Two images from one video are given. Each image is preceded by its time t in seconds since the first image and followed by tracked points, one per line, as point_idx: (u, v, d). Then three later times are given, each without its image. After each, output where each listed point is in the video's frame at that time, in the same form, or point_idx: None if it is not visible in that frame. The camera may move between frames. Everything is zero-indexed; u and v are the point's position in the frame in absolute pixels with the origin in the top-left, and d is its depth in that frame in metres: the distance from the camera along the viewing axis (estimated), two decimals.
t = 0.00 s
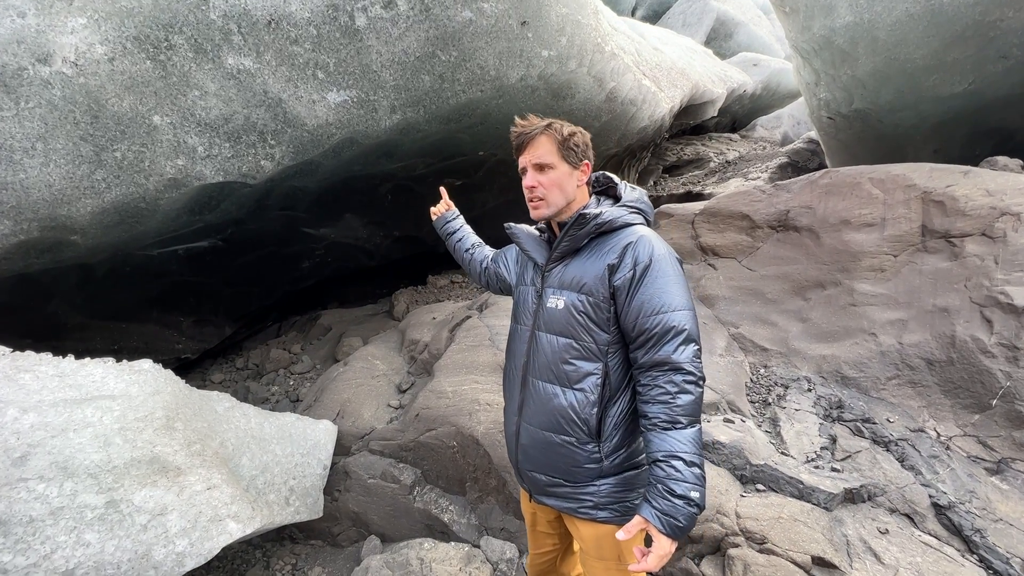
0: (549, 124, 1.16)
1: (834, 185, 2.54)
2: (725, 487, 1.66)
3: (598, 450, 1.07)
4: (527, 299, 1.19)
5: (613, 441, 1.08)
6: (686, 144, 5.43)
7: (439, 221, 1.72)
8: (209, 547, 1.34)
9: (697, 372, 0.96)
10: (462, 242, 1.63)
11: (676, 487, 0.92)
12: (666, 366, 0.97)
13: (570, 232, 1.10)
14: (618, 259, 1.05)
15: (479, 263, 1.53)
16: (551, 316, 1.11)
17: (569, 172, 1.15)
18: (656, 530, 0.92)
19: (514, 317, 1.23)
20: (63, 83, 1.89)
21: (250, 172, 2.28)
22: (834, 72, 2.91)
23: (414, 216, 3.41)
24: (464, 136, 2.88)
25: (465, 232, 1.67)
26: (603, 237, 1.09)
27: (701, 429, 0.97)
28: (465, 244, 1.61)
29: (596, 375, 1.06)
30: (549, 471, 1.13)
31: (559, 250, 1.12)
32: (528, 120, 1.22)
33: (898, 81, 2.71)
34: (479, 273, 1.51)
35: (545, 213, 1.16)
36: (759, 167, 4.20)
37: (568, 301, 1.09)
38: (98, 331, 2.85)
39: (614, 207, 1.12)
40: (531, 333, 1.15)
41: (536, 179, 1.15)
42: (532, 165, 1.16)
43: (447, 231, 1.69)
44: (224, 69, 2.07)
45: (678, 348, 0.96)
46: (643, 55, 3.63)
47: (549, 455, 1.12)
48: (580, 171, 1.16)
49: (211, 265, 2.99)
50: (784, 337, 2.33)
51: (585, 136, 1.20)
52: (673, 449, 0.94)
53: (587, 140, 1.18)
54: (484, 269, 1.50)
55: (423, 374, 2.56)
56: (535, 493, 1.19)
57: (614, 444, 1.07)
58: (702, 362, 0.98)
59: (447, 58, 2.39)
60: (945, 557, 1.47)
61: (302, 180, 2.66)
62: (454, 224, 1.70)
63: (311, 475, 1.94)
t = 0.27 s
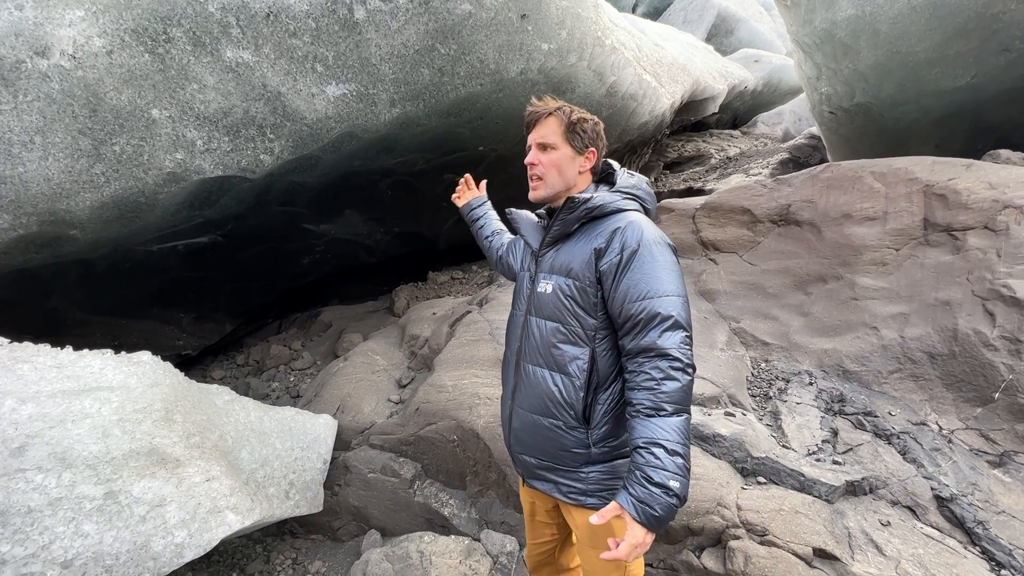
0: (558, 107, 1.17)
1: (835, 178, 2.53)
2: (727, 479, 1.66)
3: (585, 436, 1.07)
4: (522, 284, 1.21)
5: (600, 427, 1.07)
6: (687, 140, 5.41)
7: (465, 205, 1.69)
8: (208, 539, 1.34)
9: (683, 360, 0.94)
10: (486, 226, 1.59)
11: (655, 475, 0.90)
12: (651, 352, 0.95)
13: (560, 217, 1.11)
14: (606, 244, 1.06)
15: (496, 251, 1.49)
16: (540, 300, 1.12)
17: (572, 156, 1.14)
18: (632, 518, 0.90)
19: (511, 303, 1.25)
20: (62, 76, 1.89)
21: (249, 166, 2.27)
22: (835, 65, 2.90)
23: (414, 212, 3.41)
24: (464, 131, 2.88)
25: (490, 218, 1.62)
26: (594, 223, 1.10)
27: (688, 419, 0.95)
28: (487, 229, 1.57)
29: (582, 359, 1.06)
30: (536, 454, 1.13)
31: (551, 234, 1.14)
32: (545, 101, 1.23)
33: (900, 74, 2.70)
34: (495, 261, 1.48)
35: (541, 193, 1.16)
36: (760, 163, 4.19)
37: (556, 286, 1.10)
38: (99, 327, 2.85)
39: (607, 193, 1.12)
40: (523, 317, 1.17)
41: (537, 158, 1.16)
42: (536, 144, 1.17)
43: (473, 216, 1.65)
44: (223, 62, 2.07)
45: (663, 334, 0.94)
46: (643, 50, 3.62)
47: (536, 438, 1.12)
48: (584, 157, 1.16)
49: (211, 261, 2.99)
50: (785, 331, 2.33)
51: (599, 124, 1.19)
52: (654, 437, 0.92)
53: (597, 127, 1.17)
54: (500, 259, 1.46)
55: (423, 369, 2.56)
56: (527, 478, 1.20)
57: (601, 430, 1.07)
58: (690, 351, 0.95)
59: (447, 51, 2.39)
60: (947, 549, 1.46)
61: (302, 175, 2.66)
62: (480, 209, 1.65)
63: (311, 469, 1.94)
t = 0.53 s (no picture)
0: (566, 94, 1.17)
1: (837, 173, 2.52)
2: (728, 475, 1.64)
3: (570, 425, 1.08)
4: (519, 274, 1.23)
5: (588, 418, 1.07)
6: (689, 137, 5.39)
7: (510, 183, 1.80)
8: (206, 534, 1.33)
9: (669, 351, 0.91)
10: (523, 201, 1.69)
11: (634, 469, 0.88)
12: (635, 342, 0.94)
13: (552, 206, 1.13)
14: (594, 233, 1.06)
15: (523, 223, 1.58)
16: (532, 290, 1.13)
17: (576, 144, 1.15)
18: (611, 513, 0.88)
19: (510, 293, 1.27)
20: (59, 71, 1.88)
21: (248, 162, 2.27)
22: (837, 60, 2.88)
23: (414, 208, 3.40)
24: (464, 126, 2.87)
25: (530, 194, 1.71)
26: (586, 212, 1.11)
27: (676, 414, 0.92)
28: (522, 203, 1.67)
29: (568, 349, 1.06)
30: (527, 443, 1.15)
31: (544, 224, 1.16)
32: (556, 88, 1.23)
33: (903, 68, 2.68)
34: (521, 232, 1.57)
35: (542, 178, 1.18)
36: (762, 159, 4.18)
37: (546, 275, 1.11)
38: (99, 324, 2.84)
39: (602, 181, 1.12)
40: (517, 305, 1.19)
41: (540, 144, 1.18)
42: (541, 130, 1.18)
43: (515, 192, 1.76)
44: (221, 57, 2.06)
45: (646, 324, 0.93)
46: (644, 45, 3.61)
47: (527, 427, 1.13)
48: (589, 146, 1.16)
49: (211, 258, 2.98)
50: (787, 327, 2.31)
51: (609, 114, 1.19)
52: (638, 430, 0.90)
53: (604, 116, 1.17)
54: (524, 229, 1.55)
55: (424, 365, 2.55)
56: (521, 465, 1.23)
57: (586, 421, 1.07)
58: (677, 342, 0.93)
59: (446, 45, 2.39)
60: (951, 544, 1.45)
61: (302, 171, 2.65)
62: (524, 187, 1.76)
63: (310, 465, 1.93)
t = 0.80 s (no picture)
0: (573, 87, 1.15)
1: (840, 170, 2.50)
2: (731, 473, 1.63)
3: (569, 422, 1.08)
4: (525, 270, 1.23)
5: (586, 416, 1.06)
6: (691, 134, 5.37)
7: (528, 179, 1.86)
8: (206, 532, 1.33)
9: (669, 351, 0.90)
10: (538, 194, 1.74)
11: (628, 469, 0.86)
12: (635, 341, 0.92)
13: (556, 201, 1.12)
14: (596, 229, 1.05)
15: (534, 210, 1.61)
16: (534, 285, 1.14)
17: (583, 138, 1.14)
18: (602, 513, 0.86)
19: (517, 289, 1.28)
20: (58, 68, 1.88)
21: (248, 159, 2.28)
22: (840, 55, 2.86)
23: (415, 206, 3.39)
24: (465, 123, 2.86)
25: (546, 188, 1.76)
26: (591, 207, 1.09)
27: (675, 415, 0.90)
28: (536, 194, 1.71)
29: (568, 345, 1.06)
30: (527, 438, 1.15)
31: (549, 218, 1.15)
32: (561, 80, 1.21)
33: (907, 63, 2.67)
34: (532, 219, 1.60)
35: (549, 174, 1.17)
36: (764, 156, 4.16)
37: (548, 270, 1.11)
38: (100, 322, 2.84)
39: (606, 174, 1.11)
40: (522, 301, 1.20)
41: (547, 138, 1.16)
42: (547, 124, 1.17)
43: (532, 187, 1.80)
44: (220, 54, 2.06)
45: (645, 323, 0.91)
46: (646, 42, 3.59)
47: (527, 421, 1.14)
48: (597, 140, 1.15)
49: (213, 256, 2.98)
50: (789, 324, 2.30)
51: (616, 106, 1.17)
52: (634, 430, 0.88)
53: (612, 108, 1.15)
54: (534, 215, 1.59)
55: (425, 363, 2.55)
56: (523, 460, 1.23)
57: (586, 419, 1.06)
58: (679, 342, 0.91)
59: (446, 42, 2.38)
60: (955, 543, 1.44)
61: (302, 169, 2.65)
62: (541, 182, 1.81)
63: (311, 464, 1.93)
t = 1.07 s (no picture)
0: (580, 84, 1.14)
1: (844, 168, 2.48)
2: (733, 474, 1.63)
3: (580, 432, 1.07)
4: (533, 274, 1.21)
5: (598, 426, 1.06)
6: (693, 132, 5.35)
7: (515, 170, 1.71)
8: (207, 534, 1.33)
9: (692, 366, 0.89)
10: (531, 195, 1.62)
11: (653, 488, 0.86)
12: (656, 355, 0.91)
13: (569, 206, 1.09)
14: (612, 237, 1.03)
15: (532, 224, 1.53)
16: (544, 292, 1.12)
17: (592, 137, 1.12)
18: (628, 534, 0.86)
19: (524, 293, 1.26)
20: (59, 70, 1.88)
21: (249, 160, 2.27)
22: (844, 53, 2.85)
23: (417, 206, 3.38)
24: (466, 123, 2.85)
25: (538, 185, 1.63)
26: (605, 214, 1.07)
27: (697, 430, 0.90)
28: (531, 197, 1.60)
29: (580, 356, 1.05)
30: (535, 447, 1.15)
31: (559, 223, 1.13)
32: (568, 78, 1.20)
33: (911, 61, 2.65)
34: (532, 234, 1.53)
35: (557, 175, 1.15)
36: (767, 154, 4.14)
37: (560, 278, 1.09)
38: (103, 322, 2.85)
39: (621, 180, 1.08)
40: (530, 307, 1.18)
41: (554, 139, 1.15)
42: (554, 124, 1.15)
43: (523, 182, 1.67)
44: (221, 55, 2.06)
45: (667, 338, 0.90)
46: (648, 40, 3.58)
47: (535, 430, 1.13)
48: (606, 138, 1.12)
49: (215, 256, 2.98)
50: (792, 324, 2.29)
51: (626, 102, 1.15)
52: (657, 448, 0.88)
53: (621, 104, 1.13)
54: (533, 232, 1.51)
55: (427, 364, 2.55)
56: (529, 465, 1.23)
57: (598, 429, 1.06)
58: (701, 356, 0.90)
59: (447, 41, 2.37)
60: (960, 545, 1.43)
61: (303, 169, 2.64)
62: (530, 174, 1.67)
63: (312, 464, 1.93)
